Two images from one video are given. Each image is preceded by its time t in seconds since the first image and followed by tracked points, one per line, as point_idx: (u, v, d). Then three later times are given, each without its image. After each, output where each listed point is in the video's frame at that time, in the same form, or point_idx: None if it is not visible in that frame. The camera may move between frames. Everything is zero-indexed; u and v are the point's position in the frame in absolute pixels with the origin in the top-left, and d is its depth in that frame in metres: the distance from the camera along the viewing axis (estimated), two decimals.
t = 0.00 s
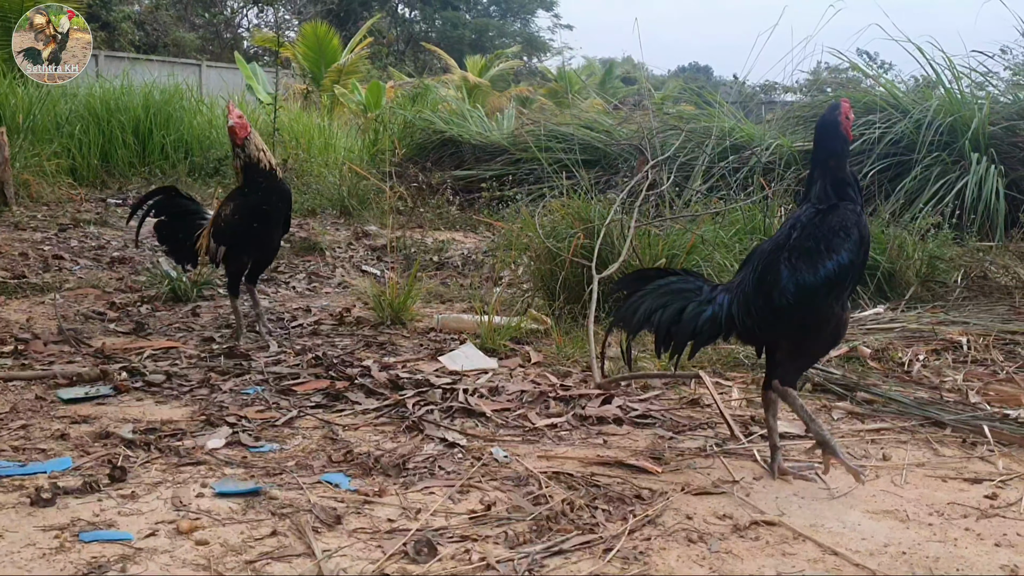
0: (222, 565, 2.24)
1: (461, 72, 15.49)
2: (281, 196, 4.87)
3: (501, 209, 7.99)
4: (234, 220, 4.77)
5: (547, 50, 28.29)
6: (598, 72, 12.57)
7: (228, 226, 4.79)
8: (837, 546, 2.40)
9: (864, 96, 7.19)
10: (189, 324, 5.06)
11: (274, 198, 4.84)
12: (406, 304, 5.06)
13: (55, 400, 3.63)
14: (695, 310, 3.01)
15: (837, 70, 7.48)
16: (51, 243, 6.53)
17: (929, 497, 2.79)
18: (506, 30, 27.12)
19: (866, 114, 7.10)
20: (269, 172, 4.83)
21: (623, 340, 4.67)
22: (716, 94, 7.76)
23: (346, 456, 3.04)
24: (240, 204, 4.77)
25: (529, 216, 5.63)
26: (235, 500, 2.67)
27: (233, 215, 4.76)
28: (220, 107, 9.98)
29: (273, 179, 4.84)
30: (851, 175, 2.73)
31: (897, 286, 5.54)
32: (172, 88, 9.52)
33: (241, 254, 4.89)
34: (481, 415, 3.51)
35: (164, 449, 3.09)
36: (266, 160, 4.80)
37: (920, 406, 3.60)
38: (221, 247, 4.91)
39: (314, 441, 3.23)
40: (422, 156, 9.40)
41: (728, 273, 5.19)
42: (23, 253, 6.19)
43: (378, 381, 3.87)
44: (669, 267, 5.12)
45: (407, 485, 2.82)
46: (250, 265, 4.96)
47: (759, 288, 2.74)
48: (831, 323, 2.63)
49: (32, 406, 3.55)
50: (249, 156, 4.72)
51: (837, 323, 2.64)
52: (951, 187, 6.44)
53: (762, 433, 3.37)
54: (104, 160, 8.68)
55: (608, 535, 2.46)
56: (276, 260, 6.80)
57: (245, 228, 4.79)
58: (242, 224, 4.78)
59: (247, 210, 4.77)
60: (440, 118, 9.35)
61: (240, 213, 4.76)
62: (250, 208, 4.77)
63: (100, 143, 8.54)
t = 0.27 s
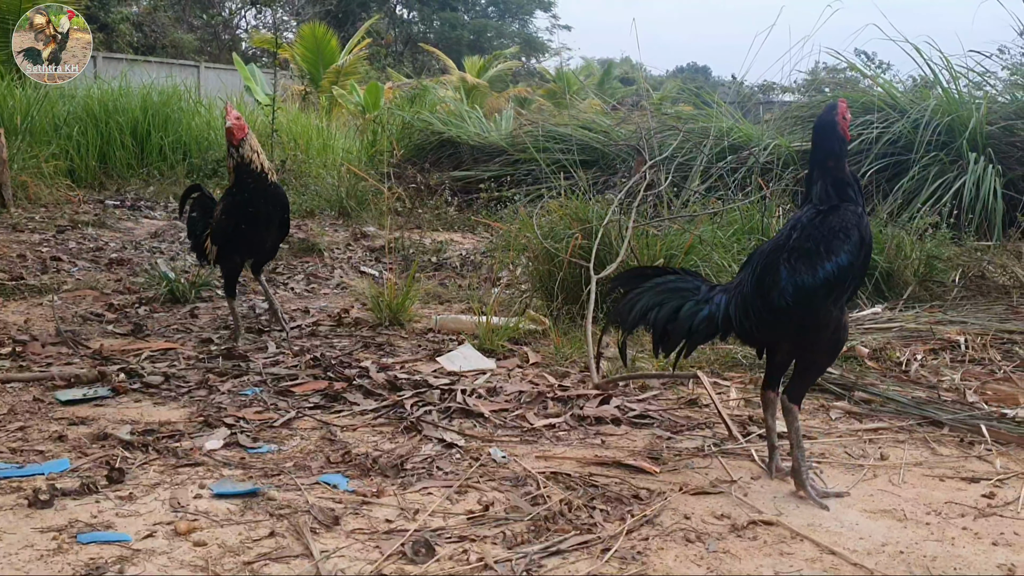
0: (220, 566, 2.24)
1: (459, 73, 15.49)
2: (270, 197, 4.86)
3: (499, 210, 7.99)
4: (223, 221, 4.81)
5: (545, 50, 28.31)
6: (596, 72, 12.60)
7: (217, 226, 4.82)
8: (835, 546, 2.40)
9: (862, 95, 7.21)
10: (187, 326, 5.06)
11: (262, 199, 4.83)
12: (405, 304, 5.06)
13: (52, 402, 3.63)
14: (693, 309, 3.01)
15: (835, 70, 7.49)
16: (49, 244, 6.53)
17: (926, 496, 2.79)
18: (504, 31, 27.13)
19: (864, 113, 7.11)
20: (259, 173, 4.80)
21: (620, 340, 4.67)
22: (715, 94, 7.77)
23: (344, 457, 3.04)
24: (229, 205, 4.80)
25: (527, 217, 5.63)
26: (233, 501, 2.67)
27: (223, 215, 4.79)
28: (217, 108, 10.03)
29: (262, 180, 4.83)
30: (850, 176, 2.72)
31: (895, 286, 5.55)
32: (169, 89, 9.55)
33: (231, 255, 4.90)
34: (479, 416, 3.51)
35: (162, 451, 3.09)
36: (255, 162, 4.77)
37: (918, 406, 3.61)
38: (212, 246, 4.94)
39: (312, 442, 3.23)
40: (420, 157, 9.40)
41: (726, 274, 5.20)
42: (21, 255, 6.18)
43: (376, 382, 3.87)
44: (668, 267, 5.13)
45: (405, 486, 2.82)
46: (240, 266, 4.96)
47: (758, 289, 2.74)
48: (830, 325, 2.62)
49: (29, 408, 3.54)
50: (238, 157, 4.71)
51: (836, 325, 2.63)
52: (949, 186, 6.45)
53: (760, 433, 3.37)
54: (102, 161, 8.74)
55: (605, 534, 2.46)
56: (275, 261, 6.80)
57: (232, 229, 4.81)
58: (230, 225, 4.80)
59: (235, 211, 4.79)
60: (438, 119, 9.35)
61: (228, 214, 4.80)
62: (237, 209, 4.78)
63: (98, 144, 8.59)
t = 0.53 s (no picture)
0: (220, 565, 2.24)
1: (459, 73, 15.50)
2: (269, 197, 4.86)
3: (499, 210, 7.99)
4: (221, 219, 4.81)
5: (545, 50, 28.31)
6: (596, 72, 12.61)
7: (216, 225, 4.82)
8: (835, 545, 2.40)
9: (861, 95, 7.22)
10: (187, 325, 5.06)
11: (261, 199, 4.83)
12: (405, 304, 5.06)
13: (52, 402, 3.63)
14: (692, 308, 3.01)
15: (835, 70, 7.50)
16: (49, 244, 6.53)
17: (926, 496, 2.79)
18: (504, 31, 27.13)
19: (864, 113, 7.11)
20: (258, 172, 4.80)
21: (620, 340, 4.67)
22: (714, 94, 7.77)
23: (344, 456, 3.04)
24: (227, 204, 4.80)
25: (527, 217, 5.63)
26: (233, 500, 2.67)
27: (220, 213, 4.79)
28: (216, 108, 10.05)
29: (262, 180, 4.82)
30: (851, 176, 2.72)
31: (894, 285, 5.55)
32: (168, 88, 9.56)
33: (230, 255, 4.88)
34: (479, 415, 3.52)
35: (162, 450, 3.09)
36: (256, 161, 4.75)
37: (918, 405, 3.61)
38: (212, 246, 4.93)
39: (312, 442, 3.23)
40: (420, 157, 9.40)
41: (725, 273, 5.20)
42: (21, 255, 6.18)
43: (376, 382, 3.88)
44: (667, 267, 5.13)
45: (405, 485, 2.82)
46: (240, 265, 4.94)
47: (759, 289, 2.74)
48: (830, 326, 2.62)
49: (29, 408, 3.54)
50: (240, 156, 4.70)
51: (837, 326, 2.63)
52: (949, 186, 6.45)
53: (760, 432, 3.38)
54: (102, 161, 8.73)
55: (606, 533, 2.46)
56: (274, 261, 6.80)
57: (231, 228, 4.81)
58: (228, 223, 4.80)
59: (233, 210, 4.79)
60: (438, 119, 9.36)
61: (227, 213, 4.80)
62: (235, 208, 4.78)
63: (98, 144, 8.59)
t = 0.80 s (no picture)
0: (219, 564, 2.24)
1: (459, 72, 15.49)
2: (264, 194, 4.84)
3: (499, 209, 7.99)
4: (218, 214, 4.83)
5: (545, 50, 28.29)
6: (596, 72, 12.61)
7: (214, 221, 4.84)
8: (833, 543, 2.40)
9: (861, 94, 7.22)
10: (186, 324, 5.06)
11: (257, 195, 4.81)
12: (404, 303, 5.06)
13: (52, 400, 3.63)
14: (689, 307, 3.01)
15: (835, 69, 7.50)
16: (49, 243, 6.52)
17: (925, 494, 2.79)
18: (504, 30, 27.11)
19: (863, 112, 7.12)
20: (255, 169, 4.78)
21: (619, 338, 4.68)
22: (714, 94, 7.77)
23: (343, 455, 3.05)
24: (224, 201, 4.82)
25: (526, 216, 5.63)
26: (232, 499, 2.67)
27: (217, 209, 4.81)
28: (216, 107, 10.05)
29: (258, 176, 4.81)
30: (849, 176, 2.73)
31: (894, 285, 5.55)
32: (168, 87, 9.56)
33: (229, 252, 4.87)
34: (479, 414, 3.52)
35: (161, 449, 3.09)
36: (250, 156, 4.74)
37: (917, 404, 3.61)
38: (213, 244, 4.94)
39: (311, 440, 3.23)
40: (420, 156, 9.40)
41: (725, 272, 5.20)
42: (20, 254, 6.18)
43: (375, 381, 3.87)
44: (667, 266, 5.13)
45: (404, 484, 2.82)
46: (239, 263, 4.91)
47: (757, 288, 2.74)
48: (829, 325, 2.62)
49: (28, 406, 3.54)
50: (231, 149, 4.68)
51: (835, 325, 2.63)
52: (948, 185, 6.45)
53: (759, 431, 3.38)
54: (101, 160, 8.72)
55: (604, 532, 2.46)
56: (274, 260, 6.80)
57: (227, 224, 4.81)
58: (225, 219, 4.81)
59: (229, 206, 4.80)
60: (438, 118, 9.36)
61: (224, 209, 4.81)
62: (231, 204, 4.79)
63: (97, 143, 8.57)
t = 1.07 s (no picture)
0: (218, 566, 2.24)
1: (459, 73, 15.50)
2: (262, 195, 4.81)
3: (498, 210, 7.99)
4: (217, 214, 4.84)
5: (545, 51, 28.30)
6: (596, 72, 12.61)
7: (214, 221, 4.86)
8: (831, 546, 2.40)
9: (861, 95, 7.23)
10: (185, 326, 5.06)
11: (252, 196, 4.78)
12: (404, 304, 5.06)
13: (51, 402, 3.63)
14: (688, 310, 3.01)
15: (835, 70, 7.51)
16: (49, 244, 6.52)
17: (923, 497, 2.79)
18: (504, 31, 27.10)
19: (863, 114, 7.12)
20: (251, 168, 4.76)
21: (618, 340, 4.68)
22: (714, 95, 7.77)
23: (342, 457, 3.05)
24: (223, 201, 4.81)
25: (526, 217, 5.64)
26: (231, 501, 2.67)
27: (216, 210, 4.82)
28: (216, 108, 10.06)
29: (255, 178, 4.79)
30: (848, 178, 2.72)
31: (893, 286, 5.55)
32: (168, 88, 9.56)
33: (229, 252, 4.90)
34: (478, 416, 3.52)
35: (160, 451, 3.09)
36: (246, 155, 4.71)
37: (915, 406, 3.61)
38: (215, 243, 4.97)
39: (311, 442, 3.23)
40: (419, 157, 9.40)
41: (724, 274, 5.20)
42: (20, 254, 6.18)
43: (374, 383, 3.87)
44: (666, 267, 5.14)
45: (403, 486, 2.82)
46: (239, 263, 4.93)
47: (756, 291, 2.74)
48: (828, 328, 2.62)
49: (28, 408, 3.54)
50: (229, 147, 4.69)
51: (834, 328, 2.63)
52: (948, 186, 6.46)
53: (757, 433, 3.38)
54: (101, 161, 8.72)
55: (603, 535, 2.47)
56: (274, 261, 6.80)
57: (226, 225, 4.82)
58: (224, 219, 4.82)
59: (227, 207, 4.80)
60: (438, 119, 9.36)
61: (222, 209, 4.81)
62: (229, 204, 4.79)
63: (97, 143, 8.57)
